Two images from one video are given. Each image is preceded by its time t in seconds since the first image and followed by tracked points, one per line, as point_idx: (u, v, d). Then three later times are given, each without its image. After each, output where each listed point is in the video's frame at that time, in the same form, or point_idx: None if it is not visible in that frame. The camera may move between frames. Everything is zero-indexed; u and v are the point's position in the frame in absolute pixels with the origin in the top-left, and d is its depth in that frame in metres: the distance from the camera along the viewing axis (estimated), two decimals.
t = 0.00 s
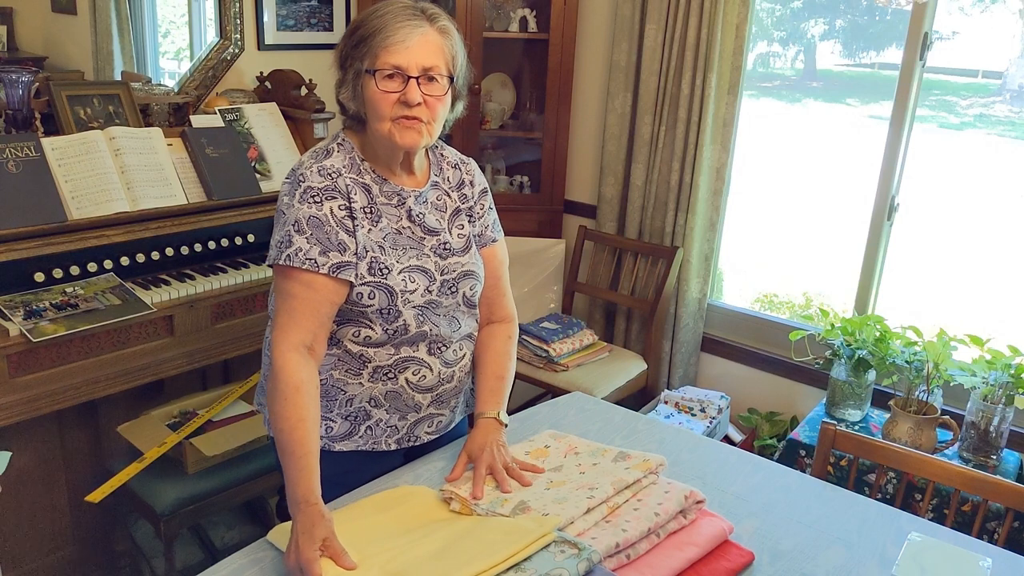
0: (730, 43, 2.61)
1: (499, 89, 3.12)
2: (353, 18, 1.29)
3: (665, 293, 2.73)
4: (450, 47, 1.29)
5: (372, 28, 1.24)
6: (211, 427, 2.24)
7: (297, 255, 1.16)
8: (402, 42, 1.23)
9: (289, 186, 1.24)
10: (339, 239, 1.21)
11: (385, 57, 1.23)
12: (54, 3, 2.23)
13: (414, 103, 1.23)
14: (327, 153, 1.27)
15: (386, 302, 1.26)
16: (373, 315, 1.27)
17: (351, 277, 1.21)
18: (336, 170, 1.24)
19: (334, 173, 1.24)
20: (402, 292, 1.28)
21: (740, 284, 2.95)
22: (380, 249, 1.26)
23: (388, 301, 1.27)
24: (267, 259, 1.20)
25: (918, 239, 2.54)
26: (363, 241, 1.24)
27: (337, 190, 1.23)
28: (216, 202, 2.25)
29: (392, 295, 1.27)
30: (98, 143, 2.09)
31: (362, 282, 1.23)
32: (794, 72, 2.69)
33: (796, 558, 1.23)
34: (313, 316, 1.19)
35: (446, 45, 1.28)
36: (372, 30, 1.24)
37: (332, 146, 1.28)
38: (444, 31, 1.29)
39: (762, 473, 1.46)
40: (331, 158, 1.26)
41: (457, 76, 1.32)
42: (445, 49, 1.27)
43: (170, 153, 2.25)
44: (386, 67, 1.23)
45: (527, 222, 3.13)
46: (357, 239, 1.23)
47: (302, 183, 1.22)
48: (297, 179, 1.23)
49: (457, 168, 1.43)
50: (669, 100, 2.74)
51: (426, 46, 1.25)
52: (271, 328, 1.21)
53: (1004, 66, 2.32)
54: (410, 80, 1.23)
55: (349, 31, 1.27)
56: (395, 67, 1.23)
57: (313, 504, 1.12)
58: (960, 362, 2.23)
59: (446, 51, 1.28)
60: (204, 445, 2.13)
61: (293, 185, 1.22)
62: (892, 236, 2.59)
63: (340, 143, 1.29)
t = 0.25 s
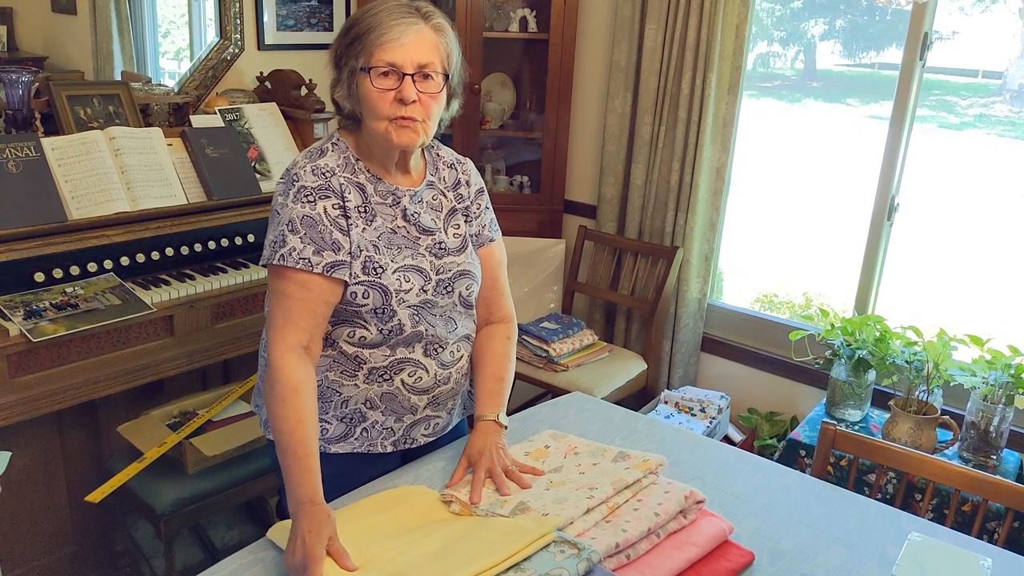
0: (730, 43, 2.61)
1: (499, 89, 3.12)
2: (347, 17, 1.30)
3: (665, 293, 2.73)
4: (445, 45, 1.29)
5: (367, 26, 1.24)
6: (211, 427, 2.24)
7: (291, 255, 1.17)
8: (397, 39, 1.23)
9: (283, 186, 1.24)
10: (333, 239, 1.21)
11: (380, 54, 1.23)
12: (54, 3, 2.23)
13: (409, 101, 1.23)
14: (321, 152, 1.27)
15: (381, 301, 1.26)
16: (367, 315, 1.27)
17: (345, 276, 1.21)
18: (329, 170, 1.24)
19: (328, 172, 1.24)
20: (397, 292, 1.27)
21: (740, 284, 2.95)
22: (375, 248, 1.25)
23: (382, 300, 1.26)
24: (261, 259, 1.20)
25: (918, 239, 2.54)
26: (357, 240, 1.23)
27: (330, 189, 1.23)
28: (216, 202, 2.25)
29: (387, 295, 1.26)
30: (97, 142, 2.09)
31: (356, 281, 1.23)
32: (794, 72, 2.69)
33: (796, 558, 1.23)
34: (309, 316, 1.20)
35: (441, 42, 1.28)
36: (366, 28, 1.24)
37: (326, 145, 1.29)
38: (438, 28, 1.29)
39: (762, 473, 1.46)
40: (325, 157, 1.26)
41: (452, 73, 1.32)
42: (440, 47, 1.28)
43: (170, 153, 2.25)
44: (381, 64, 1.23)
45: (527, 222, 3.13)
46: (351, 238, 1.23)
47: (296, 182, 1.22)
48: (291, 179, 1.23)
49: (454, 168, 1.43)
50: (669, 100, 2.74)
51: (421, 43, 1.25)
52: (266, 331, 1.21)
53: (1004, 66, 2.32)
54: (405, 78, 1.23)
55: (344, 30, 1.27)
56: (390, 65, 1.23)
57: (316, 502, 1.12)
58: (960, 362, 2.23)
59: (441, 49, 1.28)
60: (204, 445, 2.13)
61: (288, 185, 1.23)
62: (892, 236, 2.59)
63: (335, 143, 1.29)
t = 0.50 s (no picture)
0: (730, 43, 2.61)
1: (499, 89, 3.12)
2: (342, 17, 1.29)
3: (665, 293, 2.73)
4: (442, 44, 1.29)
5: (364, 26, 1.24)
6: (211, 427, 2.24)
7: (286, 255, 1.17)
8: (396, 39, 1.23)
9: (278, 186, 1.24)
10: (329, 238, 1.21)
11: (378, 54, 1.23)
12: (54, 3, 2.24)
13: (408, 101, 1.23)
14: (316, 152, 1.27)
15: (377, 300, 1.26)
16: (364, 314, 1.27)
17: (341, 275, 1.22)
18: (324, 169, 1.24)
19: (323, 172, 1.24)
20: (394, 291, 1.28)
21: (740, 284, 2.96)
22: (371, 247, 1.26)
23: (379, 299, 1.27)
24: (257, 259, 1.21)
25: (918, 239, 2.54)
26: (353, 239, 1.24)
27: (325, 189, 1.23)
28: (216, 202, 2.25)
29: (383, 293, 1.27)
30: (97, 142, 2.08)
31: (353, 280, 1.23)
32: (794, 72, 2.69)
33: (795, 558, 1.23)
34: (302, 315, 1.21)
35: (437, 42, 1.28)
36: (363, 28, 1.24)
37: (322, 145, 1.28)
38: (435, 28, 1.29)
39: (763, 473, 1.46)
40: (320, 157, 1.26)
41: (449, 73, 1.33)
42: (437, 46, 1.28)
43: (170, 153, 2.25)
44: (380, 65, 1.23)
45: (527, 222, 3.13)
46: (347, 238, 1.23)
47: (291, 182, 1.22)
48: (286, 178, 1.23)
49: (450, 167, 1.43)
50: (669, 100, 2.74)
51: (419, 43, 1.25)
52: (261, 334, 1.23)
53: (1004, 66, 2.32)
54: (404, 78, 1.23)
55: (340, 31, 1.27)
56: (389, 65, 1.23)
57: (327, 492, 1.15)
58: (960, 361, 2.23)
59: (438, 48, 1.28)
60: (204, 445, 2.13)
61: (282, 185, 1.23)
62: (892, 236, 2.59)
63: (330, 143, 1.29)
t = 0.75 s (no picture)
0: (730, 43, 2.61)
1: (499, 89, 3.12)
2: (339, 18, 1.29)
3: (665, 293, 2.73)
4: (439, 46, 1.29)
5: (363, 29, 1.24)
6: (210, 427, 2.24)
7: (287, 259, 1.18)
8: (395, 43, 1.23)
9: (276, 188, 1.24)
10: (329, 239, 1.21)
11: (378, 58, 1.23)
12: (54, 3, 2.24)
13: (410, 104, 1.24)
14: (314, 154, 1.27)
15: (377, 300, 1.27)
16: (363, 314, 1.27)
17: (342, 277, 1.22)
18: (322, 171, 1.24)
19: (321, 173, 1.24)
20: (393, 291, 1.28)
21: (740, 284, 2.96)
22: (371, 248, 1.26)
23: (378, 300, 1.27)
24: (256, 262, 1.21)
25: (918, 239, 2.54)
26: (352, 240, 1.24)
27: (323, 191, 1.23)
28: (216, 202, 2.25)
29: (383, 293, 1.27)
30: (97, 142, 2.08)
31: (352, 281, 1.24)
32: (794, 72, 2.69)
33: (796, 558, 1.23)
34: (309, 321, 1.22)
35: (435, 44, 1.28)
36: (362, 32, 1.24)
37: (319, 147, 1.29)
38: (433, 30, 1.29)
39: (763, 473, 1.46)
40: (318, 158, 1.26)
41: (446, 74, 1.33)
42: (434, 48, 1.28)
43: (170, 153, 2.25)
44: (381, 69, 1.23)
45: (528, 222, 3.13)
46: (347, 238, 1.23)
47: (289, 185, 1.22)
48: (284, 181, 1.23)
49: (449, 166, 1.43)
50: (669, 100, 2.74)
51: (418, 46, 1.25)
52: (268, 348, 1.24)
53: (1004, 66, 2.31)
54: (405, 81, 1.23)
55: (338, 33, 1.26)
56: (389, 69, 1.23)
57: (358, 489, 1.17)
58: (960, 361, 2.23)
59: (435, 51, 1.28)
60: (204, 445, 2.13)
61: (281, 187, 1.23)
62: (892, 236, 2.59)
63: (328, 144, 1.29)
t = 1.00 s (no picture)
0: (730, 43, 2.61)
1: (499, 89, 3.12)
2: (339, 18, 1.27)
3: (665, 293, 2.73)
4: (441, 48, 1.29)
5: (366, 32, 1.22)
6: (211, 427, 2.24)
7: (293, 255, 1.18)
8: (399, 47, 1.22)
9: (282, 186, 1.24)
10: (336, 237, 1.21)
11: (382, 62, 1.22)
12: (54, 3, 2.24)
13: (415, 108, 1.24)
14: (319, 151, 1.27)
15: (385, 298, 1.27)
16: (371, 312, 1.27)
17: (349, 274, 1.22)
18: (328, 168, 1.24)
19: (327, 170, 1.24)
20: (400, 288, 1.28)
21: (740, 284, 2.96)
22: (377, 245, 1.26)
23: (385, 297, 1.27)
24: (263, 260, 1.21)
25: (918, 239, 2.54)
26: (359, 238, 1.24)
27: (330, 188, 1.23)
28: (216, 202, 2.25)
29: (390, 291, 1.27)
30: (98, 142, 2.09)
31: (359, 278, 1.24)
32: (795, 72, 2.69)
33: (795, 558, 1.23)
34: (319, 319, 1.22)
35: (437, 45, 1.27)
36: (365, 35, 1.22)
37: (323, 145, 1.29)
38: (435, 31, 1.28)
39: (763, 473, 1.46)
40: (323, 156, 1.26)
41: (447, 74, 1.33)
42: (436, 50, 1.27)
43: (170, 153, 2.25)
44: (385, 74, 1.22)
45: (528, 222, 3.13)
46: (353, 236, 1.23)
47: (295, 182, 1.22)
48: (290, 178, 1.23)
49: (451, 164, 1.43)
50: (669, 100, 2.74)
51: (421, 49, 1.24)
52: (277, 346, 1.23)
53: (1004, 66, 2.32)
54: (409, 85, 1.23)
55: (340, 35, 1.25)
56: (393, 73, 1.22)
57: (361, 493, 1.17)
58: (960, 361, 2.23)
59: (437, 52, 1.28)
60: (204, 445, 2.13)
61: (286, 185, 1.23)
62: (892, 236, 2.59)
63: (331, 143, 1.29)
